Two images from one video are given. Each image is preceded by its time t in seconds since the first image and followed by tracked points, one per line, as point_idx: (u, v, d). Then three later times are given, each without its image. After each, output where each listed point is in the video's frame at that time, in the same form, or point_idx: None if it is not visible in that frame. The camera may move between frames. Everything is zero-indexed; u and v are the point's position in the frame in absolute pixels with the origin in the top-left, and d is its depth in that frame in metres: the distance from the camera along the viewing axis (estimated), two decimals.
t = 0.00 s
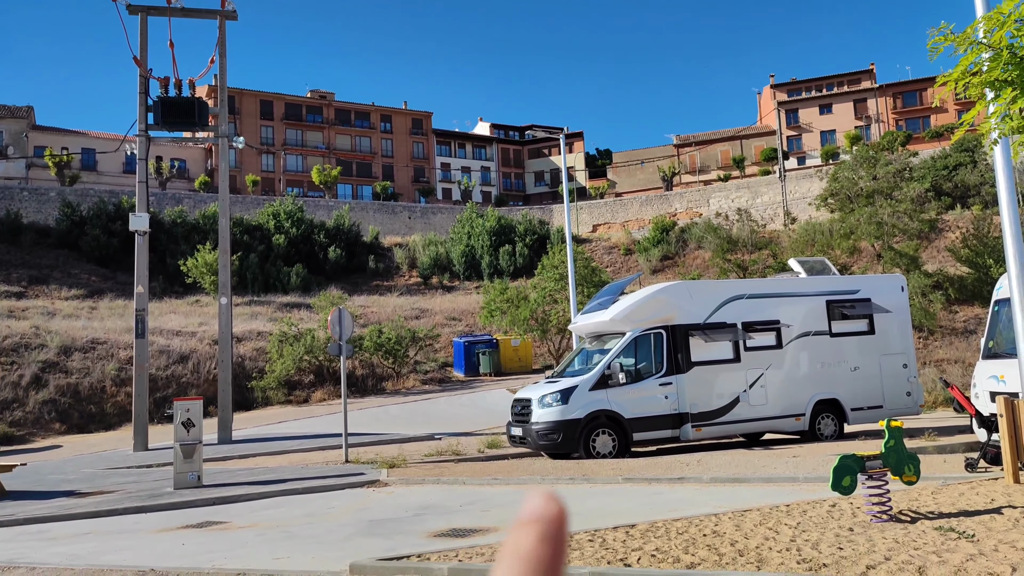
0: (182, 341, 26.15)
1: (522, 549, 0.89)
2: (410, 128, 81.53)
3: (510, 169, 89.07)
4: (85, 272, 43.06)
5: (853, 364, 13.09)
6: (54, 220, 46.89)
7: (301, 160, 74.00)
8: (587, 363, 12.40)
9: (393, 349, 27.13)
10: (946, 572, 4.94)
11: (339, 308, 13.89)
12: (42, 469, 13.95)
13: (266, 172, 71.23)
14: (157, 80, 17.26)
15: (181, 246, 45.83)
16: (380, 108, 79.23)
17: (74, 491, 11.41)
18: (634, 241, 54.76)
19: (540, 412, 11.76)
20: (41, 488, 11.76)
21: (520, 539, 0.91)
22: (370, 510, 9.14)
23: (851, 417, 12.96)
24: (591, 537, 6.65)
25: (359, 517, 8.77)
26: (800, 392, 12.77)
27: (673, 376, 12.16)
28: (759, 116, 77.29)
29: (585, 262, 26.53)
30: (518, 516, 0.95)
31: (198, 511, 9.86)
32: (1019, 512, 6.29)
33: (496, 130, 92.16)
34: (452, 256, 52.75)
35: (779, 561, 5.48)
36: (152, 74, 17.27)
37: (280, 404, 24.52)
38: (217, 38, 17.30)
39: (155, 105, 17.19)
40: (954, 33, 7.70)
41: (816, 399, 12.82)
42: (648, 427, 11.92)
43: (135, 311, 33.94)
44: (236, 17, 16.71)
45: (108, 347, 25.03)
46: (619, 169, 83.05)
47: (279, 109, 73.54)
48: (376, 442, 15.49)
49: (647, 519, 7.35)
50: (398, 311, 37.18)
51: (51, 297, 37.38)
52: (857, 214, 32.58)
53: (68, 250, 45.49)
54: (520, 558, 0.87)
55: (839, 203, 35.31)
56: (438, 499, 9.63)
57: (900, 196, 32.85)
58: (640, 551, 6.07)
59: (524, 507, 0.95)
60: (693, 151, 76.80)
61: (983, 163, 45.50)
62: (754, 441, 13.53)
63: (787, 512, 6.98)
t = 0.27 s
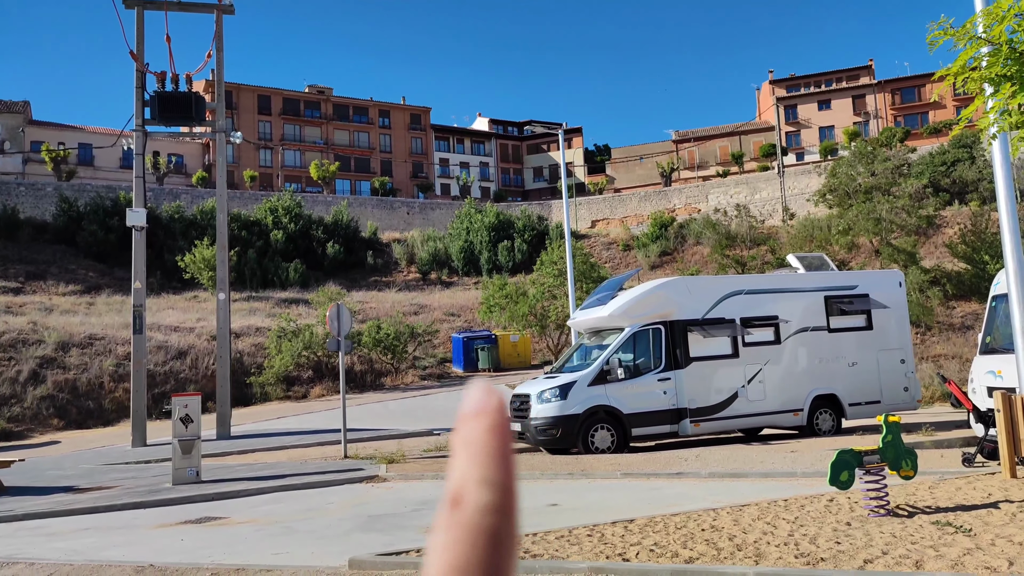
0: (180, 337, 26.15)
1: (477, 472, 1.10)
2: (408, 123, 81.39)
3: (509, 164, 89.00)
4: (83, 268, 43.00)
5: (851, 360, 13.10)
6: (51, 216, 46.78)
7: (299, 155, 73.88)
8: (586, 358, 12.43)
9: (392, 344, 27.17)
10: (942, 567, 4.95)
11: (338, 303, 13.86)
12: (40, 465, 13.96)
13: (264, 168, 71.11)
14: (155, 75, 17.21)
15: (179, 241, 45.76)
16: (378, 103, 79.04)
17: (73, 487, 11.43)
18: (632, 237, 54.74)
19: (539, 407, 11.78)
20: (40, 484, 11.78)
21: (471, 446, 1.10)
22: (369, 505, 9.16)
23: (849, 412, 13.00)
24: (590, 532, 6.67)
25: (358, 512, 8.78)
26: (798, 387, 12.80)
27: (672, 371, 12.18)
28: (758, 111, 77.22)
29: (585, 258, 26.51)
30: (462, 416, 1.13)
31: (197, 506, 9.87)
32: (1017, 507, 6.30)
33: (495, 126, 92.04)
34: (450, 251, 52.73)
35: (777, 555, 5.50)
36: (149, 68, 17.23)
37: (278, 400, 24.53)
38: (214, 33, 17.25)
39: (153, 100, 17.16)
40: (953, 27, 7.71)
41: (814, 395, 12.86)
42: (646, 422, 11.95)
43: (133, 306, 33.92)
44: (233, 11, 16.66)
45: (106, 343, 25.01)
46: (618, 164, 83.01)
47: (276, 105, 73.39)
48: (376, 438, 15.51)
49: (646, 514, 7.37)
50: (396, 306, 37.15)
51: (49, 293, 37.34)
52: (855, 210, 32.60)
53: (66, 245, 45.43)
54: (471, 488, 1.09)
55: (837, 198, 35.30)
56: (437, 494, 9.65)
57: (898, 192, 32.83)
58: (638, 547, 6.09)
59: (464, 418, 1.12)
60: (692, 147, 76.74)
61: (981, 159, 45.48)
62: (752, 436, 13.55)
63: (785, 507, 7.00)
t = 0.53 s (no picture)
0: (178, 332, 26.16)
1: (491, 410, 0.78)
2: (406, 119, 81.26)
3: (507, 160, 88.91)
4: (81, 263, 42.94)
5: (849, 355, 13.11)
6: (50, 211, 46.70)
7: (297, 151, 73.79)
8: (585, 353, 12.43)
9: (391, 340, 27.12)
10: (941, 562, 4.95)
11: (336, 299, 13.83)
12: (38, 460, 13.93)
13: (262, 163, 71.00)
14: (153, 70, 17.16)
15: (177, 237, 45.69)
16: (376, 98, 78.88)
17: (71, 482, 11.41)
18: (630, 232, 54.80)
19: (537, 402, 11.78)
20: (38, 479, 11.75)
21: (484, 383, 0.79)
22: (367, 500, 9.16)
23: (847, 408, 13.00)
24: (588, 527, 6.68)
25: (356, 507, 8.78)
26: (795, 383, 12.81)
27: (670, 367, 12.19)
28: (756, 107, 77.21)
29: (583, 254, 26.54)
30: (490, 349, 0.83)
31: (196, 501, 9.86)
32: (1014, 503, 6.31)
33: (493, 121, 91.91)
34: (448, 247, 52.72)
35: (775, 551, 5.51)
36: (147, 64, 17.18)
37: (277, 395, 24.54)
38: (212, 28, 17.19)
39: (151, 96, 17.11)
40: (952, 22, 7.67)
41: (812, 390, 12.86)
42: (644, 417, 11.96)
43: (131, 302, 33.92)
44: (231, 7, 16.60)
45: (105, 338, 25.00)
46: (616, 160, 82.98)
47: (274, 100, 73.24)
48: (374, 433, 15.50)
49: (644, 509, 7.38)
50: (395, 302, 37.18)
51: (47, 288, 37.29)
52: (854, 206, 32.64)
53: (64, 241, 45.38)
54: (480, 426, 0.77)
55: (837, 194, 35.28)
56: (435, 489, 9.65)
57: (896, 187, 32.86)
58: (637, 542, 6.09)
59: (501, 341, 0.82)
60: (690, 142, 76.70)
61: (979, 155, 45.51)
62: (750, 432, 13.56)
63: (783, 502, 7.01)
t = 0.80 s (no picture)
0: (176, 327, 26.14)
1: (466, 403, 0.80)
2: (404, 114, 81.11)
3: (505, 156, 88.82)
4: (79, 258, 42.86)
5: (847, 351, 13.12)
6: (48, 207, 46.58)
7: (295, 146, 73.65)
8: (582, 349, 12.42)
9: (388, 335, 27.17)
10: (939, 558, 4.96)
11: (334, 294, 13.80)
12: (36, 456, 13.91)
13: (260, 159, 70.85)
14: (150, 66, 17.09)
15: (175, 232, 45.60)
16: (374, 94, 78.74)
17: (69, 478, 11.40)
18: (628, 228, 54.80)
19: (535, 398, 11.78)
20: (36, 474, 11.74)
21: (462, 376, 0.81)
22: (365, 496, 9.15)
23: (845, 403, 13.00)
24: (586, 523, 6.68)
25: (354, 503, 8.77)
26: (793, 378, 12.80)
27: (668, 363, 12.18)
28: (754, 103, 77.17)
29: (581, 250, 26.54)
30: (460, 346, 0.85)
31: (193, 497, 9.85)
32: (1013, 499, 6.32)
33: (491, 117, 91.77)
34: (446, 243, 52.69)
35: (774, 546, 5.51)
36: (145, 59, 17.12)
37: (275, 390, 24.53)
38: (210, 24, 17.13)
39: (149, 91, 17.05)
40: (951, 17, 7.67)
41: (810, 386, 12.86)
42: (642, 413, 11.95)
43: (129, 297, 33.88)
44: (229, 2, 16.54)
45: (103, 333, 24.97)
46: (614, 155, 82.92)
47: (272, 96, 73.07)
48: (372, 429, 15.50)
49: (642, 504, 7.38)
50: (393, 297, 37.15)
51: (45, 283, 37.22)
52: (852, 202, 32.66)
53: (62, 236, 45.28)
54: (456, 419, 0.79)
55: (834, 190, 35.37)
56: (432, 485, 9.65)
57: (894, 182, 32.86)
58: (635, 537, 6.09)
59: (469, 337, 0.82)
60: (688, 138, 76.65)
61: (977, 150, 45.51)
62: (748, 428, 13.56)
63: (781, 498, 7.02)
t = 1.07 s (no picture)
0: (174, 323, 26.08)
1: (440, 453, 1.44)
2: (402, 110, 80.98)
3: (503, 152, 88.75)
4: (77, 254, 42.74)
5: (845, 347, 13.13)
6: (46, 202, 46.42)
7: (292, 142, 73.50)
8: (580, 345, 12.40)
9: (386, 331, 27.13)
10: (936, 554, 4.97)
11: (332, 290, 13.77)
12: (35, 451, 13.90)
13: (258, 155, 70.71)
14: (148, 61, 17.03)
15: (173, 228, 45.50)
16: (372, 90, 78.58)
17: (67, 473, 11.39)
18: (626, 224, 54.76)
19: (532, 394, 11.79)
20: (34, 470, 11.74)
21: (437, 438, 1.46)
22: (362, 491, 9.15)
23: (843, 399, 13.04)
24: (584, 518, 6.68)
25: (352, 498, 8.76)
26: (791, 374, 12.82)
27: (665, 359, 12.19)
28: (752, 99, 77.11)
29: (579, 246, 26.51)
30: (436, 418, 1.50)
31: (191, 492, 9.84)
32: (1010, 494, 6.34)
33: (489, 113, 91.63)
34: (444, 238, 52.64)
35: (771, 542, 5.52)
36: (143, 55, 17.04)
37: (272, 385, 24.51)
38: (208, 19, 17.06)
39: (146, 87, 16.98)
40: (950, 14, 7.67)
41: (808, 382, 12.89)
42: (640, 409, 11.97)
43: (127, 293, 33.82)
44: None
45: (100, 329, 24.92)
46: (612, 151, 82.87)
47: (270, 91, 72.86)
48: (369, 424, 15.51)
49: (640, 500, 7.38)
50: (390, 293, 37.06)
51: (43, 279, 37.12)
52: (850, 198, 32.61)
53: (60, 232, 45.16)
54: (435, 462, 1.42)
55: (831, 186, 35.41)
56: (430, 480, 9.65)
57: (892, 178, 32.82)
58: (632, 533, 6.10)
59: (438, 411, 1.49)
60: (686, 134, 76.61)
61: (975, 146, 45.48)
62: (745, 424, 13.59)
63: (778, 494, 7.03)
